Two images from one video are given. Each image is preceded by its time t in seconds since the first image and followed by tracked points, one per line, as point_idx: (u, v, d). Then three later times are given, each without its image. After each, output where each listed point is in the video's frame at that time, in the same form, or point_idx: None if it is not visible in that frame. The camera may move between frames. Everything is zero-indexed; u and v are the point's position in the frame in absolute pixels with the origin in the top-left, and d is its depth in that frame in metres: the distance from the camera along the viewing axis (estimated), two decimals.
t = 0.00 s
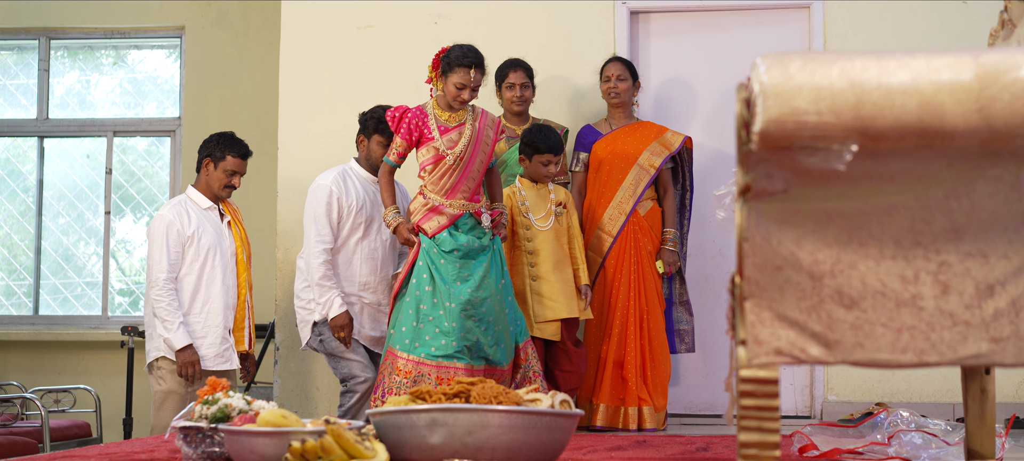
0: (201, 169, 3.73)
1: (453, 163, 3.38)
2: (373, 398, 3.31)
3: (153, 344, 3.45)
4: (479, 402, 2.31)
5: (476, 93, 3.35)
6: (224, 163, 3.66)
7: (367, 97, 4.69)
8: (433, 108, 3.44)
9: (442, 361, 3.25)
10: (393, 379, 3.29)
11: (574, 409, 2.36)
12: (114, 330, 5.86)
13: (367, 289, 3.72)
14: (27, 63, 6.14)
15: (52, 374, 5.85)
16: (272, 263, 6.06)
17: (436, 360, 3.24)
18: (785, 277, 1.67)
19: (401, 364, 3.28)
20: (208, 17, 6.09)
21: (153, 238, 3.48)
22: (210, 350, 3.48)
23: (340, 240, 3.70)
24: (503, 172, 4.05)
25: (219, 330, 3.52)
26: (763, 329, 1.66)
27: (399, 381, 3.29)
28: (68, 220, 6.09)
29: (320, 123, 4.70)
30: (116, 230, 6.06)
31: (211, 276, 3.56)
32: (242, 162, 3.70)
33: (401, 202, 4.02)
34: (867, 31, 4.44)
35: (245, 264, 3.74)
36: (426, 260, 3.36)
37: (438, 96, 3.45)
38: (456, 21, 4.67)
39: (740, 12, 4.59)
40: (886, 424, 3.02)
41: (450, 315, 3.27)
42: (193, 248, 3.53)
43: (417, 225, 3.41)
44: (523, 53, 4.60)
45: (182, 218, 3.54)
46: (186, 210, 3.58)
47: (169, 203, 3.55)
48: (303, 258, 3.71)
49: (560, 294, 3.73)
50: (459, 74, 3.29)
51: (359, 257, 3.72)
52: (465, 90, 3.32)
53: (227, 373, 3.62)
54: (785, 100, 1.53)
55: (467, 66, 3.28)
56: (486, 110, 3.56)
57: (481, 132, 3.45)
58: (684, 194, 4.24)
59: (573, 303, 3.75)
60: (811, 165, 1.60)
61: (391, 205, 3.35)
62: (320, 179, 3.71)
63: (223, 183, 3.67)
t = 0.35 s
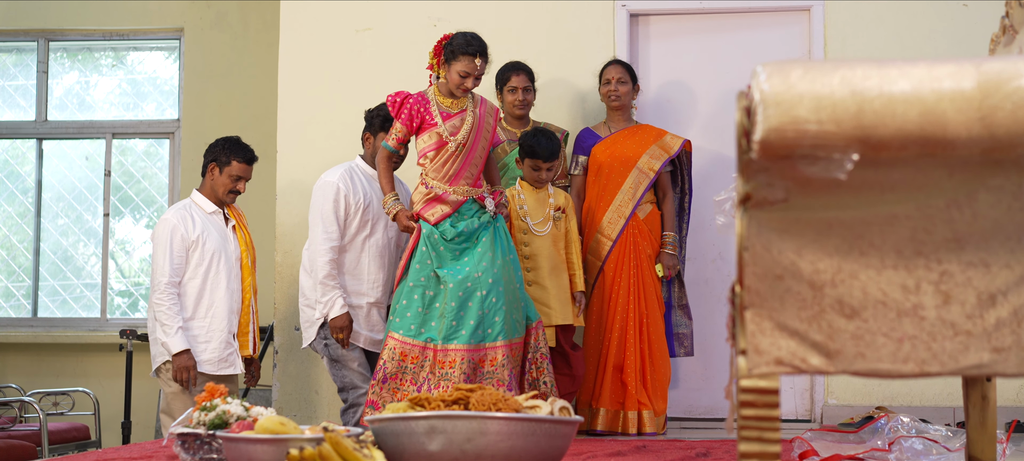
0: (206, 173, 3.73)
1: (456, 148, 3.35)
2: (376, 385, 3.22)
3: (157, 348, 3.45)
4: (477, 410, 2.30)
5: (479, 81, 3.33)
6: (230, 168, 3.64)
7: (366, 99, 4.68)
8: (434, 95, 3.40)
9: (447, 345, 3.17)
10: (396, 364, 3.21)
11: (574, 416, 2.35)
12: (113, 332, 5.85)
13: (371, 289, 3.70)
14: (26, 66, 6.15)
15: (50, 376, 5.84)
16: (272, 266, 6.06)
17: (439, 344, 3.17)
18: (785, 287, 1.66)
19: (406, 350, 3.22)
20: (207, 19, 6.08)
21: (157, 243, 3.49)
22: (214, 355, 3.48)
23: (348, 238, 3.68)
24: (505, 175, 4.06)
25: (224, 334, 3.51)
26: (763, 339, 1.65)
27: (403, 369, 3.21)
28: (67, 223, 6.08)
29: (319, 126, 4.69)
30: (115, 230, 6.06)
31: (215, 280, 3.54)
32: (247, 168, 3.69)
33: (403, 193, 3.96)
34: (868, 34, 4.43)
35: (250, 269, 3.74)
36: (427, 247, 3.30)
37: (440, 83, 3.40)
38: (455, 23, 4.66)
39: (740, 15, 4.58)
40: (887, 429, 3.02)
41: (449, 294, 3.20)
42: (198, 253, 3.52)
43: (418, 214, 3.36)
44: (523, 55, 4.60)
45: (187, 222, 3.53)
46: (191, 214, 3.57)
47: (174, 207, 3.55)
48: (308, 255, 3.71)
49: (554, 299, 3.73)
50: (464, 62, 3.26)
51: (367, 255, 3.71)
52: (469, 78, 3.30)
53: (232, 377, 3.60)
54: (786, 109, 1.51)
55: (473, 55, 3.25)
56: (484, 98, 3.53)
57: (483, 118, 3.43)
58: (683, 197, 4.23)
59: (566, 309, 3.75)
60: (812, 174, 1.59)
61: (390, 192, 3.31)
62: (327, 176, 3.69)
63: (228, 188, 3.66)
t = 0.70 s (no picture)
0: (212, 177, 3.74)
1: (459, 149, 3.33)
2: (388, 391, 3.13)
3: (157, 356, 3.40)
4: (477, 417, 2.29)
5: (482, 81, 3.31)
6: (237, 173, 3.66)
7: (365, 102, 4.67)
8: (437, 94, 3.36)
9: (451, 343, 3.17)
10: (407, 367, 3.15)
11: (574, 424, 2.34)
12: (112, 335, 5.84)
13: (373, 293, 3.67)
14: (26, 69, 6.15)
15: (50, 379, 5.83)
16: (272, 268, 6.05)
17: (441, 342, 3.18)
18: (787, 297, 1.64)
19: (416, 351, 3.17)
20: (207, 22, 6.08)
21: (160, 246, 3.48)
22: (218, 360, 3.47)
23: (353, 242, 3.68)
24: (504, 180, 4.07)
25: (228, 339, 3.50)
26: (765, 349, 1.64)
27: (414, 370, 3.15)
28: (66, 226, 6.08)
29: (318, 129, 4.68)
30: (114, 232, 6.06)
31: (220, 285, 3.54)
32: (254, 172, 3.71)
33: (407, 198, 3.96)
34: (869, 38, 4.42)
35: (255, 273, 3.72)
36: (429, 248, 3.30)
37: (442, 83, 3.38)
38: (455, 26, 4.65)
39: (740, 18, 4.57)
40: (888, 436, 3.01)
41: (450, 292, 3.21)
42: (202, 257, 3.53)
43: (421, 215, 3.35)
44: (523, 59, 4.59)
45: (192, 226, 3.54)
46: (196, 219, 3.57)
47: (179, 211, 3.56)
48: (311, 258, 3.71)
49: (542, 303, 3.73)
50: (468, 61, 3.24)
51: (371, 258, 3.70)
52: (472, 78, 3.27)
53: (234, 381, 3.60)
54: (788, 118, 1.50)
55: (476, 53, 3.23)
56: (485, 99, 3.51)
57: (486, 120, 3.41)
58: (683, 201, 4.23)
59: (556, 314, 3.74)
60: (813, 183, 1.58)
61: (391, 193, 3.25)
62: (333, 178, 3.68)
63: (236, 193, 3.68)
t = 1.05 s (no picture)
0: (214, 181, 3.71)
1: (465, 157, 3.32)
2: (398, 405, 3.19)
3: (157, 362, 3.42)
4: (476, 426, 2.28)
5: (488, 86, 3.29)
6: (241, 174, 3.66)
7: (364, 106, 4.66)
8: (444, 102, 3.37)
9: (451, 358, 3.13)
10: (415, 382, 3.17)
11: (573, 432, 2.33)
12: (111, 339, 5.84)
13: (371, 298, 3.66)
14: (24, 72, 6.15)
15: (49, 383, 5.83)
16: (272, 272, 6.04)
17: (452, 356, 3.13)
18: (788, 310, 1.63)
19: (425, 366, 3.17)
20: (205, 24, 6.06)
21: (164, 251, 3.47)
22: (222, 366, 3.47)
23: (350, 246, 3.67)
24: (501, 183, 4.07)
25: (232, 345, 3.50)
26: (765, 362, 1.63)
27: (422, 384, 3.15)
28: (64, 229, 6.09)
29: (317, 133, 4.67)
30: (113, 234, 6.06)
31: (224, 290, 3.54)
32: (257, 172, 3.71)
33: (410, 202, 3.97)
34: (869, 42, 4.41)
35: (258, 278, 3.71)
36: (433, 261, 3.29)
37: (450, 90, 3.38)
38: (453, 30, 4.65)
39: (741, 22, 4.57)
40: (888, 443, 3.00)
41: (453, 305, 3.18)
42: (207, 262, 3.52)
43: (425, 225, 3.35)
44: (522, 62, 4.58)
45: (197, 231, 3.53)
46: (201, 223, 3.57)
47: (184, 215, 3.55)
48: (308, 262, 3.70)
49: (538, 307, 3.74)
50: (472, 67, 3.23)
51: (369, 262, 3.69)
52: (477, 83, 3.26)
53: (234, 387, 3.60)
54: (789, 129, 1.49)
55: (480, 59, 3.22)
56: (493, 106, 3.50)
57: (492, 126, 3.39)
58: (683, 206, 4.22)
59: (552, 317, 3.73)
60: (813, 195, 1.57)
61: (398, 201, 3.27)
62: (331, 181, 3.68)
63: (242, 194, 3.68)
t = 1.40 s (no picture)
0: (210, 185, 3.69)
1: (473, 167, 3.26)
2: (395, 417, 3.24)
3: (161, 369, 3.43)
4: (475, 435, 2.27)
5: (497, 89, 3.24)
6: (237, 173, 3.64)
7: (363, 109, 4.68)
8: (456, 110, 3.33)
9: (448, 378, 3.15)
10: (412, 398, 3.23)
11: (573, 441, 2.32)
12: (110, 342, 5.83)
13: (364, 304, 3.64)
14: (24, 75, 6.13)
15: (48, 386, 5.82)
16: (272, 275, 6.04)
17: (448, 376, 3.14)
18: (788, 322, 1.62)
19: (419, 383, 3.22)
20: (205, 27, 6.06)
21: (167, 257, 3.46)
22: (229, 370, 3.46)
23: (343, 251, 3.68)
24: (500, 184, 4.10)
25: (238, 348, 3.49)
26: (766, 374, 1.62)
27: (418, 402, 3.20)
28: (63, 232, 6.08)
29: (318, 136, 4.68)
30: (113, 236, 6.05)
31: (230, 294, 3.53)
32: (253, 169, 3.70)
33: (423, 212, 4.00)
34: (870, 45, 4.42)
35: (263, 279, 3.71)
36: (439, 275, 3.30)
37: (462, 98, 3.34)
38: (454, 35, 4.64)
39: (741, 25, 4.56)
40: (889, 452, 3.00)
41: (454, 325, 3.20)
42: (211, 267, 3.51)
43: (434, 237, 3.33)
44: (521, 66, 4.57)
45: (200, 236, 3.51)
46: (204, 227, 3.55)
47: (186, 220, 3.53)
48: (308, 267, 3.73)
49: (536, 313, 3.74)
50: (479, 69, 3.19)
51: (364, 267, 3.67)
52: (487, 86, 3.21)
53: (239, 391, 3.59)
54: (790, 141, 1.48)
55: (486, 60, 3.19)
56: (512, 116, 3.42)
57: (505, 136, 3.31)
58: (683, 211, 4.20)
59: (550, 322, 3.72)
60: (815, 207, 1.55)
61: (409, 213, 3.25)
62: (327, 188, 3.70)
63: (241, 193, 3.66)
